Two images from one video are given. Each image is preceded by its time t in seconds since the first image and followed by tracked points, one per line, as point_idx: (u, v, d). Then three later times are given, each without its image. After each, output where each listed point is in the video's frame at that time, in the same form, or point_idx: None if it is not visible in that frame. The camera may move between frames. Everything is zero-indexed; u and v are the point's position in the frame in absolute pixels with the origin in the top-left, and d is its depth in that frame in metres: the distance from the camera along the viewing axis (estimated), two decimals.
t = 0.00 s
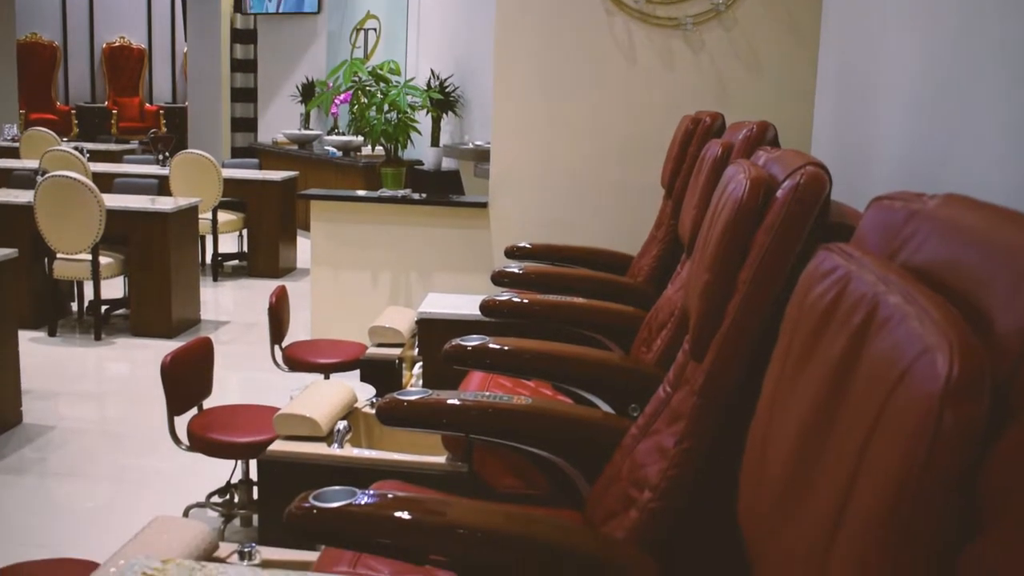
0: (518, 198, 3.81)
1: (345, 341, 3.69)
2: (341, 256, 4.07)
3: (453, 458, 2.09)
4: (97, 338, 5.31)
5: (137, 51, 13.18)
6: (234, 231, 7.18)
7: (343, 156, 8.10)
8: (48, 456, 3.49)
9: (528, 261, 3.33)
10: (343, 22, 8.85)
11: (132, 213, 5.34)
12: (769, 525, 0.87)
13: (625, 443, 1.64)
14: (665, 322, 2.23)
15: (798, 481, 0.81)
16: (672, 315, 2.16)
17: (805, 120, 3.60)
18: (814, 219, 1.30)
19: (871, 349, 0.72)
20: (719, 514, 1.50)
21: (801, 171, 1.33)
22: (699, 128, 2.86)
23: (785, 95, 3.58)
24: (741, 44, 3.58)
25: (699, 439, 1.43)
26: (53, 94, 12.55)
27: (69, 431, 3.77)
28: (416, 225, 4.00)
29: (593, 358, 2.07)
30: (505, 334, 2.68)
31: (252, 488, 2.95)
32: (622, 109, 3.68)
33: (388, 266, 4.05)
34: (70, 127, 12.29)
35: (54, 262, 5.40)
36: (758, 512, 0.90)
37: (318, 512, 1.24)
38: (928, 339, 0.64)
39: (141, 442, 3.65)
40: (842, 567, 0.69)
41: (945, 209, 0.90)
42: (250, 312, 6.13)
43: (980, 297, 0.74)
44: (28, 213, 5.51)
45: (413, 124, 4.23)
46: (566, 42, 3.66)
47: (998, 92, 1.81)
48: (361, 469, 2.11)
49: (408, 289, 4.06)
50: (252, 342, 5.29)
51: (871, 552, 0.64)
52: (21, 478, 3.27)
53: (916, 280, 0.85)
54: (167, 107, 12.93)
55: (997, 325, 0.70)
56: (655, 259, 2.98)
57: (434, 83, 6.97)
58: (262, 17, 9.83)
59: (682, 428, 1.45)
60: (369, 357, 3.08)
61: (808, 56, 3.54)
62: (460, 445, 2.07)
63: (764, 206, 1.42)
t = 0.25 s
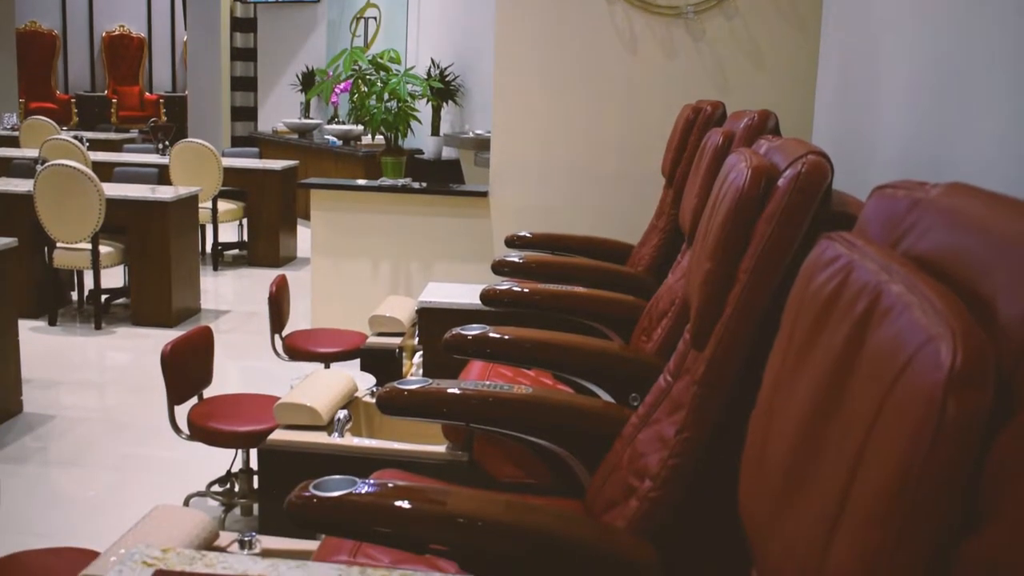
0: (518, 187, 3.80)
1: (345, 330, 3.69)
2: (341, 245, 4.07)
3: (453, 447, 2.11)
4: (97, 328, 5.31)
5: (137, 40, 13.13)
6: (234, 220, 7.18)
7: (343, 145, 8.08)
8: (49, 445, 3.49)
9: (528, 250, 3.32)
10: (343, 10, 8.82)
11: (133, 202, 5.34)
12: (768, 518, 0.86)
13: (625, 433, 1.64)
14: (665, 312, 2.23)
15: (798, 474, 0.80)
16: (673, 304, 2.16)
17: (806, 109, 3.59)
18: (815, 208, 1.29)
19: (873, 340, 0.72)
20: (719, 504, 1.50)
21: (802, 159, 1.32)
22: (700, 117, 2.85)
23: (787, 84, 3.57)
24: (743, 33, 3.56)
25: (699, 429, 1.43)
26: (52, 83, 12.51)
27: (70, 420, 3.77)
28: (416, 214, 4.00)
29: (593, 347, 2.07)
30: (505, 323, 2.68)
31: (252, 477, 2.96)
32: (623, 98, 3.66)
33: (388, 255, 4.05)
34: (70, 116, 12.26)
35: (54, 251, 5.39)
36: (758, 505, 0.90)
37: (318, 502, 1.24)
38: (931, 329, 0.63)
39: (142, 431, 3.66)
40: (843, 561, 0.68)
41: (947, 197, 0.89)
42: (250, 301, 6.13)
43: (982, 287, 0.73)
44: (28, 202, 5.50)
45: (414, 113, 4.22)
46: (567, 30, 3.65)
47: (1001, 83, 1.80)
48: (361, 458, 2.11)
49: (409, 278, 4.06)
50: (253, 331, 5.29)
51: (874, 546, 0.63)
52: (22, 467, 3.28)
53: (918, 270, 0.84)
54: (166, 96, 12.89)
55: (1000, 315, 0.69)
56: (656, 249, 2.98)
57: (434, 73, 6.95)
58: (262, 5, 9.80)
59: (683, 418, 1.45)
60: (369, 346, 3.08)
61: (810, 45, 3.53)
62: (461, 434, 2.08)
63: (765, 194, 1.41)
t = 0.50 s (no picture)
0: (518, 177, 3.79)
1: (345, 321, 3.69)
2: (341, 236, 4.07)
3: (454, 438, 2.10)
4: (98, 318, 5.30)
5: (136, 30, 13.10)
6: (234, 210, 7.17)
7: (343, 135, 8.06)
8: (49, 436, 3.49)
9: (528, 240, 3.32)
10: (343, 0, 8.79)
11: (133, 193, 5.33)
12: (767, 511, 0.85)
13: (625, 423, 1.63)
14: (666, 303, 2.22)
15: (798, 465, 0.80)
16: (674, 295, 2.16)
17: (807, 99, 3.57)
18: (816, 198, 1.28)
19: (875, 331, 0.71)
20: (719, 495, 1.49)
21: (804, 149, 1.32)
22: (701, 107, 2.84)
23: (788, 75, 3.56)
24: (744, 23, 3.55)
25: (700, 419, 1.42)
26: (52, 74, 12.49)
27: (70, 410, 3.77)
28: (416, 205, 3.99)
29: (594, 338, 2.06)
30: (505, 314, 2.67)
31: (252, 467, 2.96)
32: (623, 89, 3.65)
33: (388, 245, 4.05)
34: (70, 107, 12.24)
35: (54, 241, 5.39)
36: (757, 497, 0.89)
37: (318, 492, 1.24)
38: (935, 319, 0.62)
39: (143, 421, 3.66)
40: (843, 554, 0.67)
41: (950, 187, 0.88)
42: (250, 292, 6.12)
43: (985, 277, 0.72)
44: (27, 192, 5.49)
45: (414, 103, 4.20)
46: (567, 20, 3.63)
47: (1004, 75, 1.79)
48: (361, 448, 2.11)
49: (409, 269, 4.06)
50: (253, 322, 5.29)
51: (874, 537, 0.63)
52: (23, 457, 3.28)
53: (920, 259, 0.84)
54: (166, 87, 12.87)
55: (1003, 306, 0.68)
56: (656, 239, 2.97)
57: (434, 63, 6.93)
58: None
59: (683, 408, 1.44)
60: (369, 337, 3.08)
61: (810, 35, 3.52)
62: (461, 425, 2.08)
63: (766, 184, 1.40)
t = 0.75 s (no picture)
0: (518, 166, 3.78)
1: (345, 310, 3.68)
2: (341, 225, 4.06)
3: (454, 427, 2.10)
4: (98, 307, 5.30)
5: (136, 18, 13.06)
6: (234, 199, 7.16)
7: (343, 124, 8.05)
8: (50, 424, 3.50)
9: (528, 229, 3.31)
10: None
11: (132, 181, 5.32)
12: (769, 502, 0.85)
13: (625, 412, 1.63)
14: (666, 292, 2.22)
15: (799, 456, 0.79)
16: (674, 284, 2.16)
17: (808, 87, 3.56)
18: (817, 186, 1.28)
19: (877, 320, 0.71)
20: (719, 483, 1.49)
21: (805, 138, 1.31)
22: (701, 96, 2.83)
23: (789, 64, 3.54)
24: (745, 12, 3.53)
25: (700, 409, 1.42)
26: (51, 62, 12.46)
27: (70, 398, 3.78)
28: (416, 193, 3.98)
29: (594, 327, 2.06)
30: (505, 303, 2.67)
31: (253, 456, 2.96)
32: (624, 77, 3.64)
33: (389, 234, 4.04)
34: (70, 95, 12.22)
35: (54, 230, 5.38)
36: (758, 488, 0.89)
37: (318, 481, 1.24)
38: (937, 308, 0.62)
39: (144, 410, 3.67)
40: (845, 543, 0.67)
41: (953, 175, 0.87)
42: (250, 281, 6.12)
43: (990, 267, 0.72)
44: (27, 181, 5.48)
45: (414, 92, 4.19)
46: (568, 8, 3.62)
47: (1003, 64, 1.78)
48: (361, 437, 2.11)
49: (409, 258, 4.05)
50: (253, 310, 5.30)
51: (877, 529, 0.62)
52: (23, 446, 3.29)
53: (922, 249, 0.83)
54: (166, 75, 12.84)
55: (1006, 295, 0.68)
56: (656, 228, 2.97)
57: (435, 51, 6.91)
58: None
59: (684, 398, 1.44)
60: (370, 326, 3.08)
61: (812, 23, 3.50)
62: (461, 413, 2.08)
63: (767, 173, 1.40)
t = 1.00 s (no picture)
0: (518, 156, 3.77)
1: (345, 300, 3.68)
2: (341, 215, 4.05)
3: (453, 417, 2.10)
4: (98, 297, 5.29)
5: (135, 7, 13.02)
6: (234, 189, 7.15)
7: (343, 114, 8.03)
8: (51, 414, 3.50)
9: (528, 219, 3.30)
10: None
11: (132, 171, 5.31)
12: (769, 493, 0.85)
13: (625, 403, 1.63)
14: (666, 282, 2.21)
15: (800, 447, 0.79)
16: (675, 274, 2.15)
17: (809, 77, 3.54)
18: (818, 176, 1.27)
19: (879, 310, 0.70)
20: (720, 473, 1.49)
21: (806, 128, 1.30)
22: (702, 86, 2.82)
23: (790, 53, 3.52)
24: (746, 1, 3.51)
25: (700, 399, 1.41)
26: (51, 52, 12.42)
27: (70, 388, 3.78)
28: (416, 183, 3.97)
29: (594, 317, 2.06)
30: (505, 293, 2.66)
31: (253, 446, 2.96)
32: (624, 67, 3.62)
33: (389, 224, 4.03)
34: (69, 85, 12.19)
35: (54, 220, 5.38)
36: (759, 478, 0.89)
37: (318, 471, 1.23)
38: (940, 298, 0.62)
39: (144, 400, 3.67)
40: (847, 535, 0.67)
41: (956, 164, 0.86)
42: (251, 271, 6.12)
43: (994, 257, 0.71)
44: (26, 171, 5.47)
45: (414, 82, 4.17)
46: None
47: (1002, 56, 1.76)
48: (361, 427, 2.11)
49: (409, 248, 4.05)
50: (253, 300, 5.30)
51: (878, 520, 0.62)
52: (24, 436, 3.29)
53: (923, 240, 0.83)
54: (165, 64, 12.81)
55: (1010, 285, 0.67)
56: (656, 219, 2.96)
57: (435, 40, 6.88)
58: None
59: (685, 387, 1.43)
60: (370, 316, 3.08)
61: (813, 12, 3.48)
62: (461, 403, 2.08)
63: (768, 162, 1.39)
